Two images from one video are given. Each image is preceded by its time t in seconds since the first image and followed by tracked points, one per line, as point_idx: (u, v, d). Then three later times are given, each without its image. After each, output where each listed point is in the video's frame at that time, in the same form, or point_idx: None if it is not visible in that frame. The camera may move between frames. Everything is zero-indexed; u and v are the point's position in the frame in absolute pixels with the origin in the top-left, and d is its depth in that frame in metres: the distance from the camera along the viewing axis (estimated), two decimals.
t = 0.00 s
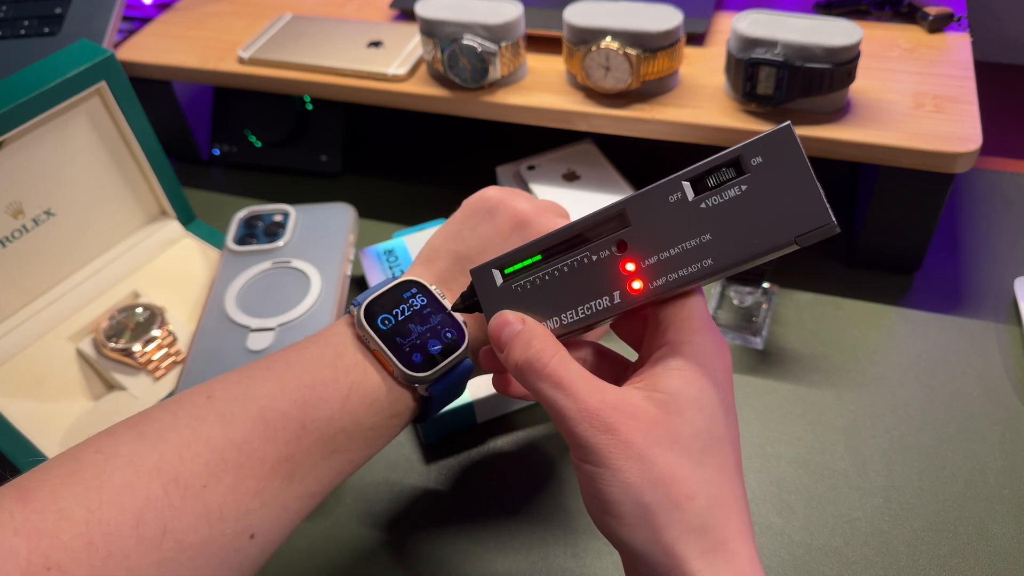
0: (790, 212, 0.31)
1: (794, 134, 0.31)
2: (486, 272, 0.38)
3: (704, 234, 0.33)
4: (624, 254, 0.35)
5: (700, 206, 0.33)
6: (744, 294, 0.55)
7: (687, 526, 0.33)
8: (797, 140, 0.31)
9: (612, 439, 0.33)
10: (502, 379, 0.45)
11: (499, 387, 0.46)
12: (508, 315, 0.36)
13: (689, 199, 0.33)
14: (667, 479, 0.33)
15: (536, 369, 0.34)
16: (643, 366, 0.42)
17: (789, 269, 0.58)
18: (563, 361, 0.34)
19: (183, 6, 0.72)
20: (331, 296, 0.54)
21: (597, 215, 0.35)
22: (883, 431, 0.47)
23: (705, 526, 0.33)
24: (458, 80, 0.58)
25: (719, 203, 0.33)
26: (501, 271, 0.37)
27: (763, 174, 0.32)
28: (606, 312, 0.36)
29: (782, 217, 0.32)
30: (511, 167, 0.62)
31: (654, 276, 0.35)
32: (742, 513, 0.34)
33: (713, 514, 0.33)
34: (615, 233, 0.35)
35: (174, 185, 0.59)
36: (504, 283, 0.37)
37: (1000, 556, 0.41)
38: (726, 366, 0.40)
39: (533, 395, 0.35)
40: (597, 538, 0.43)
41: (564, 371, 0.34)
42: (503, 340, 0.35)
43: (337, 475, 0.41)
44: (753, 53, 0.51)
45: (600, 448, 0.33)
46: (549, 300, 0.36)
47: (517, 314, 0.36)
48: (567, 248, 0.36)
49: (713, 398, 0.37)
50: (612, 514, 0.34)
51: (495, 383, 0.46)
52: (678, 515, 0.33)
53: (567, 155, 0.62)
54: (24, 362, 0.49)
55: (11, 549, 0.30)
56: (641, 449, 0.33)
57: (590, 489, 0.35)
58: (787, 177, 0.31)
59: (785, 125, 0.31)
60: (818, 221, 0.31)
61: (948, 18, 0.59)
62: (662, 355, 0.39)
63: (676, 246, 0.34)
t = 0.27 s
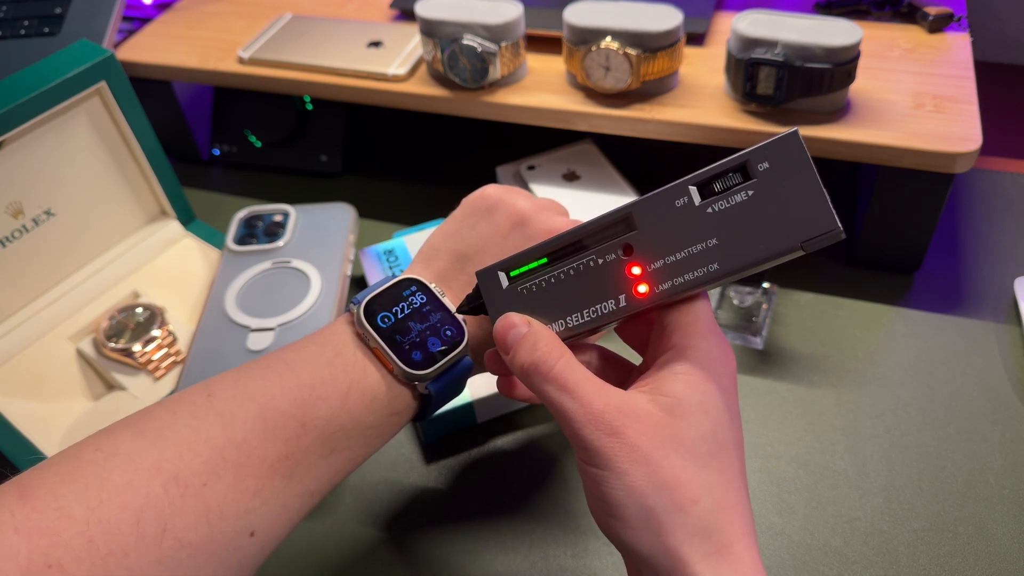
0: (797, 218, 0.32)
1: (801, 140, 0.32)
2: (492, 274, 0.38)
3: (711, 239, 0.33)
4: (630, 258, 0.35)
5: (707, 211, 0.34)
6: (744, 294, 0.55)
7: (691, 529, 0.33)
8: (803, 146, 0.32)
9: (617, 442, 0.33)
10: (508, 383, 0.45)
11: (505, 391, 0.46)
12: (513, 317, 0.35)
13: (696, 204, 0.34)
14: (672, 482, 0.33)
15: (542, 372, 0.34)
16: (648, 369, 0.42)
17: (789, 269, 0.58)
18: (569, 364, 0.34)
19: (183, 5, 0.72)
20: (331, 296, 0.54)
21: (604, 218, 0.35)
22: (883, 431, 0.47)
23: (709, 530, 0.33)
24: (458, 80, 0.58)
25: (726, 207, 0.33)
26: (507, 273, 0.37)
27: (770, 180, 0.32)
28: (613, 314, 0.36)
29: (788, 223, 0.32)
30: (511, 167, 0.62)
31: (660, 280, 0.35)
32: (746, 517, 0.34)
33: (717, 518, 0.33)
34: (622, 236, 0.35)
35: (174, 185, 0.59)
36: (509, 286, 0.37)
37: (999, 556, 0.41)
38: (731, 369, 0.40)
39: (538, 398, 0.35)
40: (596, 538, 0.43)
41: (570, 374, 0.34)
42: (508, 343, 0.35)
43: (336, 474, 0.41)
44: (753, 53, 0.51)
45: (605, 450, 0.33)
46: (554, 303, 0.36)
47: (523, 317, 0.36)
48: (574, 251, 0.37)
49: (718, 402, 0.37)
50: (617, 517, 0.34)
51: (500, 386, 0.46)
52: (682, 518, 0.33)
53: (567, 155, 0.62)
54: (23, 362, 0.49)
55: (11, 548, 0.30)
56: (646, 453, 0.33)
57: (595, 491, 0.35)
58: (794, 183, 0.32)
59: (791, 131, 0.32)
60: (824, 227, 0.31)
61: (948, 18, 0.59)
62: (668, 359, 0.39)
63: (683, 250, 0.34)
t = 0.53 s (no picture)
0: (802, 215, 0.32)
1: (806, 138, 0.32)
2: (494, 271, 0.38)
3: (715, 236, 0.33)
4: (633, 255, 0.35)
5: (711, 208, 0.34)
6: (744, 294, 0.55)
7: (695, 529, 0.33)
8: (808, 144, 0.32)
9: (622, 441, 0.33)
10: (509, 382, 0.46)
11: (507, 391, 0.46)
12: (515, 315, 0.35)
13: (700, 201, 0.34)
14: (676, 482, 0.33)
15: (546, 369, 0.34)
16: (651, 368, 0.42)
17: (788, 269, 0.58)
18: (573, 362, 0.34)
19: (183, 5, 0.72)
20: (331, 296, 0.54)
21: (608, 215, 0.35)
22: (883, 431, 0.47)
23: (713, 530, 0.33)
24: (458, 80, 0.58)
25: (731, 205, 0.33)
26: (510, 270, 0.37)
27: (775, 177, 0.32)
28: (615, 312, 0.36)
29: (794, 221, 0.32)
30: (511, 167, 0.62)
31: (663, 278, 0.35)
32: (749, 517, 0.34)
33: (721, 518, 0.33)
34: (625, 233, 0.35)
35: (174, 185, 0.59)
36: (512, 282, 0.37)
37: (1000, 556, 0.40)
38: (734, 368, 0.40)
39: (542, 396, 0.35)
40: (597, 538, 0.43)
41: (574, 372, 0.34)
42: (511, 340, 0.35)
43: (335, 472, 0.41)
44: (753, 53, 0.51)
45: (609, 449, 0.33)
46: (556, 300, 0.36)
47: (525, 314, 0.36)
48: (577, 248, 0.37)
49: (721, 401, 0.37)
50: (620, 517, 0.34)
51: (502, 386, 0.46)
52: (687, 518, 0.33)
53: (567, 155, 0.62)
54: (23, 362, 0.49)
55: (10, 547, 0.30)
56: (650, 451, 0.33)
57: (598, 490, 0.35)
58: (799, 180, 0.32)
59: (796, 128, 0.32)
60: (829, 225, 0.32)
61: (948, 18, 0.59)
62: (671, 358, 0.39)
63: (686, 247, 0.34)
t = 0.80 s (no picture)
0: (802, 218, 0.32)
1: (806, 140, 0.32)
2: (493, 273, 0.38)
3: (715, 238, 0.33)
4: (633, 257, 0.35)
5: (711, 210, 0.34)
6: (744, 294, 0.55)
7: (695, 532, 0.33)
8: (809, 146, 0.32)
9: (622, 444, 0.33)
10: (509, 384, 0.45)
11: (507, 393, 0.46)
12: (515, 317, 0.35)
13: (700, 203, 0.34)
14: (677, 484, 0.33)
15: (545, 371, 0.34)
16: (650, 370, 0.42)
17: (789, 269, 0.58)
18: (573, 364, 0.34)
19: (183, 5, 0.72)
20: (331, 296, 0.54)
21: (607, 217, 0.35)
22: (883, 431, 0.47)
23: (713, 532, 0.33)
24: (458, 80, 0.58)
25: (731, 208, 0.33)
26: (509, 271, 0.37)
27: (775, 180, 0.32)
28: (615, 314, 0.36)
29: (794, 223, 0.32)
30: (511, 167, 0.62)
31: (663, 280, 0.35)
32: (749, 519, 0.34)
33: (721, 520, 0.33)
34: (625, 236, 0.35)
35: (174, 185, 0.59)
36: (511, 284, 0.37)
37: (1000, 556, 0.41)
38: (734, 370, 0.40)
39: (541, 399, 0.35)
40: (597, 539, 0.43)
41: (574, 374, 0.34)
42: (511, 343, 0.35)
43: (331, 472, 0.41)
44: (753, 54, 0.51)
45: (609, 452, 0.33)
46: (556, 302, 0.36)
47: (524, 316, 0.36)
48: (576, 250, 0.37)
49: (721, 403, 0.37)
50: (620, 519, 0.34)
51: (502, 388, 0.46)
52: (687, 520, 0.33)
53: (567, 155, 0.62)
54: (23, 362, 0.49)
55: (5, 547, 0.30)
56: (650, 454, 0.33)
57: (598, 491, 0.35)
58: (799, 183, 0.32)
59: (797, 131, 0.32)
60: (830, 228, 0.31)
61: (948, 18, 0.59)
62: (671, 360, 0.39)
63: (686, 249, 0.34)
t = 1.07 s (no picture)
0: (801, 217, 0.32)
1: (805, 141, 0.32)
2: (491, 271, 0.37)
3: (714, 238, 0.33)
4: (632, 256, 0.35)
5: (710, 210, 0.34)
6: (744, 294, 0.55)
7: (695, 532, 0.33)
8: (807, 147, 0.32)
9: (622, 444, 0.33)
10: (507, 385, 0.46)
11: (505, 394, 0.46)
12: (513, 316, 0.35)
13: (699, 202, 0.34)
14: (676, 484, 0.33)
15: (546, 371, 0.34)
16: (649, 370, 0.42)
17: (789, 269, 0.58)
18: (573, 364, 0.34)
19: (183, 6, 0.72)
20: (331, 296, 0.54)
21: (606, 216, 0.35)
22: (883, 431, 0.47)
23: (714, 533, 0.33)
24: (458, 80, 0.58)
25: (729, 207, 0.33)
26: (507, 270, 0.37)
27: (774, 180, 0.32)
28: (614, 313, 0.36)
29: (792, 223, 0.32)
30: (511, 167, 0.62)
31: (662, 279, 0.35)
32: (749, 519, 0.34)
33: (721, 520, 0.33)
34: (624, 235, 0.35)
35: (174, 185, 0.59)
36: (509, 283, 0.37)
37: (1000, 556, 0.40)
38: (732, 370, 0.40)
39: (540, 398, 0.35)
40: (597, 538, 0.43)
41: (574, 374, 0.34)
42: (510, 342, 0.34)
43: (325, 472, 0.41)
44: (753, 53, 0.51)
45: (609, 452, 0.33)
46: (554, 301, 0.36)
47: (522, 315, 0.36)
48: (575, 249, 0.36)
49: (720, 403, 0.37)
50: (621, 519, 0.34)
51: (501, 389, 0.46)
52: (687, 520, 0.33)
53: (567, 155, 0.62)
54: (24, 362, 0.49)
55: None
56: (650, 454, 0.33)
57: (597, 491, 0.35)
58: (797, 183, 0.32)
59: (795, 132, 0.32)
60: (827, 228, 0.32)
61: (948, 18, 0.59)
62: (670, 360, 0.39)
63: (685, 249, 0.34)
